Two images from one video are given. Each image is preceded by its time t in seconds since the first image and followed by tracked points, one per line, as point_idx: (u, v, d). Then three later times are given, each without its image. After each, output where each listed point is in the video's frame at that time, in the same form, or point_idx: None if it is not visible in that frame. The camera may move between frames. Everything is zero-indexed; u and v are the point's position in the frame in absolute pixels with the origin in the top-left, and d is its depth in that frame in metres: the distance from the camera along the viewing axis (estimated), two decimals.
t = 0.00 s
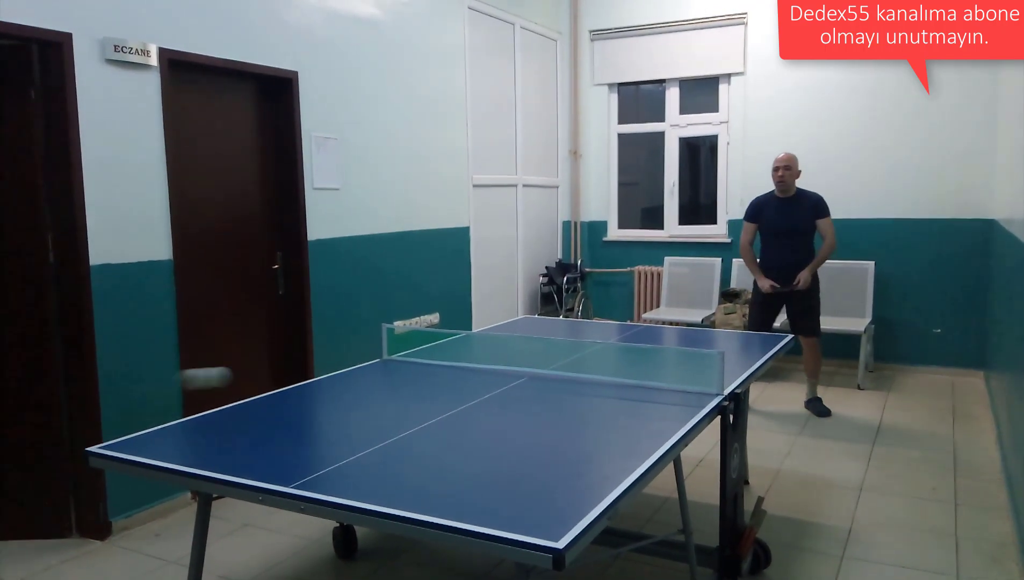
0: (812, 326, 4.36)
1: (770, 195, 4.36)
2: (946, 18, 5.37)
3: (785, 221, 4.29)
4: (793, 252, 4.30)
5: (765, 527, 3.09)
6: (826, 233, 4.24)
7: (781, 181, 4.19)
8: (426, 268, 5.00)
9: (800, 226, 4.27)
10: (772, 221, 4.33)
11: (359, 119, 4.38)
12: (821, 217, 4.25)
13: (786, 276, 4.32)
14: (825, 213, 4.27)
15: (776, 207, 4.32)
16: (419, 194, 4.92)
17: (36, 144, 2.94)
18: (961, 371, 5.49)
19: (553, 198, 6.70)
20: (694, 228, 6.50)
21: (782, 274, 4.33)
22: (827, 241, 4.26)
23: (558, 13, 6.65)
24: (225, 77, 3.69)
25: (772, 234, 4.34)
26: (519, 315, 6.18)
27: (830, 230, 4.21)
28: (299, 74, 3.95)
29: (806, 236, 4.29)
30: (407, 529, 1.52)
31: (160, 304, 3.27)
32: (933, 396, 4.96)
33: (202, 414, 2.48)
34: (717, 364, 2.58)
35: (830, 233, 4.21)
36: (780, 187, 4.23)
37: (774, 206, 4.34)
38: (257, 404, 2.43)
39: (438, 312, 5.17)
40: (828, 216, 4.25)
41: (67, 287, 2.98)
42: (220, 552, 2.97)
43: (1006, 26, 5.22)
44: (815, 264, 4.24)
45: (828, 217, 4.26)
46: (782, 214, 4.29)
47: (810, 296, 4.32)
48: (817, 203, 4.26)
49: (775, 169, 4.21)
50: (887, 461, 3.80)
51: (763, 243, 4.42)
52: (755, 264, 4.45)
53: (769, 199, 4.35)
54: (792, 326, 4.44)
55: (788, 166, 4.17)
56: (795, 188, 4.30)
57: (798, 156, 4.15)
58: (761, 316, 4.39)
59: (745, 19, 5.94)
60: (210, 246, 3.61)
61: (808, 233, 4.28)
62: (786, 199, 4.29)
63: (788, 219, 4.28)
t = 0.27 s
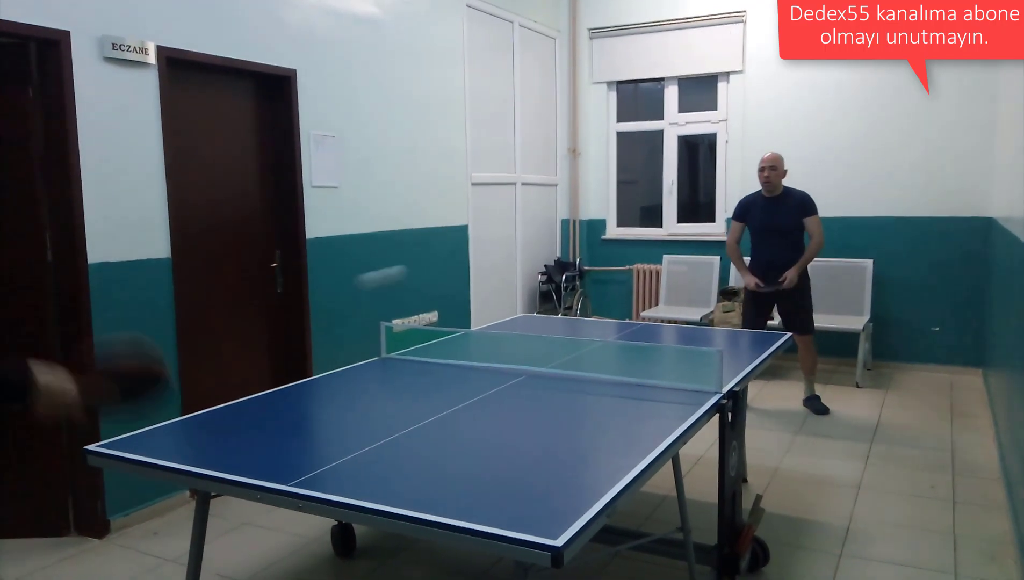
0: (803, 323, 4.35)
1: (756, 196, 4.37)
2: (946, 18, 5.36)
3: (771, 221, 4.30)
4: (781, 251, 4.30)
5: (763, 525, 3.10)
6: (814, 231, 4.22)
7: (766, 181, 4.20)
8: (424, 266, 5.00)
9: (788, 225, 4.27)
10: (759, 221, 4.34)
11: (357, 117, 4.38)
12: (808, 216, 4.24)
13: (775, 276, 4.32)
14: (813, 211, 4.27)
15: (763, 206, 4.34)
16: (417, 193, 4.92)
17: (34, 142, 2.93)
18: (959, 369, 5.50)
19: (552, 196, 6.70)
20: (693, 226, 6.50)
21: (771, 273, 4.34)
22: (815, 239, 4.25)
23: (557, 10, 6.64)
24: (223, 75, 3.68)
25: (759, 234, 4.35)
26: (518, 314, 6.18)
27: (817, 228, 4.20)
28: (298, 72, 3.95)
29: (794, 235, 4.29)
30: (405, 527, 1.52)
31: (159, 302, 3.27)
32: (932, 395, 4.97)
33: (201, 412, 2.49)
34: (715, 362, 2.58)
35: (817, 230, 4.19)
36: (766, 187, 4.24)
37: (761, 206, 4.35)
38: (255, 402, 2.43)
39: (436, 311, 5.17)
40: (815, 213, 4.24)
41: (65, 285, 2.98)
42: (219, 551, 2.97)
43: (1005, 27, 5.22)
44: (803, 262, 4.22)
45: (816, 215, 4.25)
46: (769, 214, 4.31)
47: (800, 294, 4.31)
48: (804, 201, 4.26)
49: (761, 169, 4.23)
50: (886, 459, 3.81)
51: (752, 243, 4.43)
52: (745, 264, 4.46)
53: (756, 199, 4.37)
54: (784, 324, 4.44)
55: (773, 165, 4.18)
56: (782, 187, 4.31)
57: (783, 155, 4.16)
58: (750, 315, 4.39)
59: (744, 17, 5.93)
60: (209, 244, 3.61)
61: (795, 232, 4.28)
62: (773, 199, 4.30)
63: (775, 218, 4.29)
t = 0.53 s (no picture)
0: (809, 325, 4.37)
1: (757, 201, 4.36)
2: (946, 18, 5.36)
3: (773, 226, 4.29)
4: (784, 255, 4.31)
5: (761, 522, 3.10)
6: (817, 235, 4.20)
7: (767, 189, 4.15)
8: (424, 262, 5.00)
9: (790, 230, 4.26)
10: (761, 227, 4.34)
11: (357, 113, 4.37)
12: (809, 219, 4.21)
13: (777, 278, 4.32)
14: (815, 214, 4.24)
15: (764, 212, 4.32)
16: (417, 189, 4.91)
17: (33, 137, 2.93)
18: (957, 367, 5.50)
19: (552, 192, 6.69)
20: (693, 223, 6.50)
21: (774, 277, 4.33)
22: (818, 241, 4.22)
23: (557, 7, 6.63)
24: (222, 70, 3.67)
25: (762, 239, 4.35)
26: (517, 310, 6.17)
27: (820, 231, 4.17)
28: (297, 68, 3.94)
29: (796, 239, 4.28)
30: (404, 523, 1.52)
31: (157, 297, 3.26)
32: (931, 392, 4.97)
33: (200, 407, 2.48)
34: (715, 359, 2.58)
35: (820, 233, 4.18)
36: (768, 194, 4.21)
37: (762, 212, 4.34)
38: (253, 398, 2.43)
39: (436, 307, 5.17)
40: (818, 216, 4.21)
41: (64, 280, 2.98)
42: (217, 546, 2.98)
43: (1006, 26, 5.21)
44: (805, 264, 4.20)
45: (818, 218, 4.22)
46: (771, 219, 4.30)
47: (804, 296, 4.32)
48: (806, 205, 4.23)
49: (760, 177, 4.17)
50: (884, 457, 3.81)
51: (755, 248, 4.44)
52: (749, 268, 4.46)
53: (758, 205, 4.34)
54: (790, 326, 4.46)
55: (773, 173, 4.13)
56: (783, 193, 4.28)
57: (782, 162, 4.10)
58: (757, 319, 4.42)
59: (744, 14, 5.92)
60: (208, 240, 3.60)
61: (797, 236, 4.27)
62: (774, 204, 4.28)
63: (777, 223, 4.29)
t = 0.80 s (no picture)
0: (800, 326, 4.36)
1: (746, 204, 4.30)
2: (946, 18, 5.36)
3: (762, 230, 4.23)
4: (773, 259, 4.25)
5: (757, 521, 3.10)
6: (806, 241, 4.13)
7: (758, 194, 4.10)
8: (420, 262, 4.99)
9: (779, 234, 4.22)
10: (751, 230, 4.27)
11: (353, 113, 4.36)
12: (799, 223, 4.17)
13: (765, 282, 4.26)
14: (804, 218, 4.20)
15: (753, 215, 4.27)
16: (413, 189, 4.90)
17: (28, 137, 2.92)
18: (953, 366, 5.51)
19: (548, 192, 6.69)
20: (689, 222, 6.50)
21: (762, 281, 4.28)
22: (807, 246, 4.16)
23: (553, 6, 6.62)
24: (218, 69, 3.66)
25: (751, 243, 4.29)
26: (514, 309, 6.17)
27: (808, 236, 4.11)
28: (293, 67, 3.93)
29: (784, 243, 4.24)
30: (402, 523, 1.52)
31: (154, 297, 3.26)
32: (927, 391, 4.98)
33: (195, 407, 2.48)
34: (712, 358, 2.58)
35: (807, 238, 4.12)
36: (758, 199, 4.16)
37: (751, 216, 4.28)
38: (249, 398, 2.42)
39: (432, 307, 5.17)
40: (806, 221, 4.18)
41: (59, 280, 2.97)
42: (214, 546, 2.97)
43: (1006, 27, 5.22)
44: (791, 267, 4.17)
45: (806, 223, 4.19)
46: (760, 223, 4.24)
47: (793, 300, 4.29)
48: (795, 210, 4.20)
49: (752, 182, 4.12)
50: (880, 456, 3.82)
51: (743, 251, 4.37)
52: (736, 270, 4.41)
53: (746, 208, 4.29)
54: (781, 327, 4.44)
55: (764, 178, 4.08)
56: (772, 197, 4.24)
57: (774, 166, 4.06)
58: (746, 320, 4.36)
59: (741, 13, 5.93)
60: (204, 239, 3.59)
61: (786, 241, 4.23)
62: (764, 208, 4.22)
63: (766, 228, 4.23)
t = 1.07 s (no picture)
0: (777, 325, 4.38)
1: (727, 199, 4.16)
2: (946, 18, 5.37)
3: (746, 230, 4.15)
4: (750, 258, 4.19)
5: (757, 520, 3.11)
6: (784, 240, 4.24)
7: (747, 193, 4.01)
8: (419, 261, 4.99)
9: (758, 234, 4.16)
10: (732, 227, 4.16)
11: (352, 111, 4.36)
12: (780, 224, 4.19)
13: (743, 281, 4.21)
14: (781, 220, 4.22)
15: (734, 214, 4.16)
16: (412, 187, 4.90)
17: (26, 135, 2.92)
18: (952, 365, 5.51)
19: (547, 191, 6.69)
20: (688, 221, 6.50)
21: (740, 280, 4.21)
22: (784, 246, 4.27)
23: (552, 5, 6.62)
24: (216, 67, 3.65)
25: (731, 240, 4.18)
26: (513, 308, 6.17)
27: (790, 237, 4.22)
28: (292, 65, 3.92)
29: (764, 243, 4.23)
30: (401, 521, 1.52)
31: (152, 296, 3.25)
32: (926, 390, 4.98)
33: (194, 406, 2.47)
34: (711, 356, 2.58)
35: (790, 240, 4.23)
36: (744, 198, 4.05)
37: (732, 212, 4.17)
38: (248, 397, 2.42)
39: (431, 305, 5.16)
40: (784, 223, 4.23)
41: (58, 278, 2.96)
42: (213, 545, 2.97)
43: (1006, 26, 5.22)
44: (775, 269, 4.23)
45: (783, 225, 4.24)
46: (743, 223, 4.15)
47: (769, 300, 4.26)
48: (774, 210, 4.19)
49: (740, 180, 4.00)
50: (879, 455, 3.82)
51: (718, 247, 4.26)
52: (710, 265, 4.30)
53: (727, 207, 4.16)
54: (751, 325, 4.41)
55: (753, 176, 3.99)
56: (754, 195, 4.15)
57: (761, 165, 4.01)
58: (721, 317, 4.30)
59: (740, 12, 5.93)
60: (203, 238, 3.59)
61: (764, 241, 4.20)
62: (746, 206, 4.13)
63: (747, 226, 4.15)
